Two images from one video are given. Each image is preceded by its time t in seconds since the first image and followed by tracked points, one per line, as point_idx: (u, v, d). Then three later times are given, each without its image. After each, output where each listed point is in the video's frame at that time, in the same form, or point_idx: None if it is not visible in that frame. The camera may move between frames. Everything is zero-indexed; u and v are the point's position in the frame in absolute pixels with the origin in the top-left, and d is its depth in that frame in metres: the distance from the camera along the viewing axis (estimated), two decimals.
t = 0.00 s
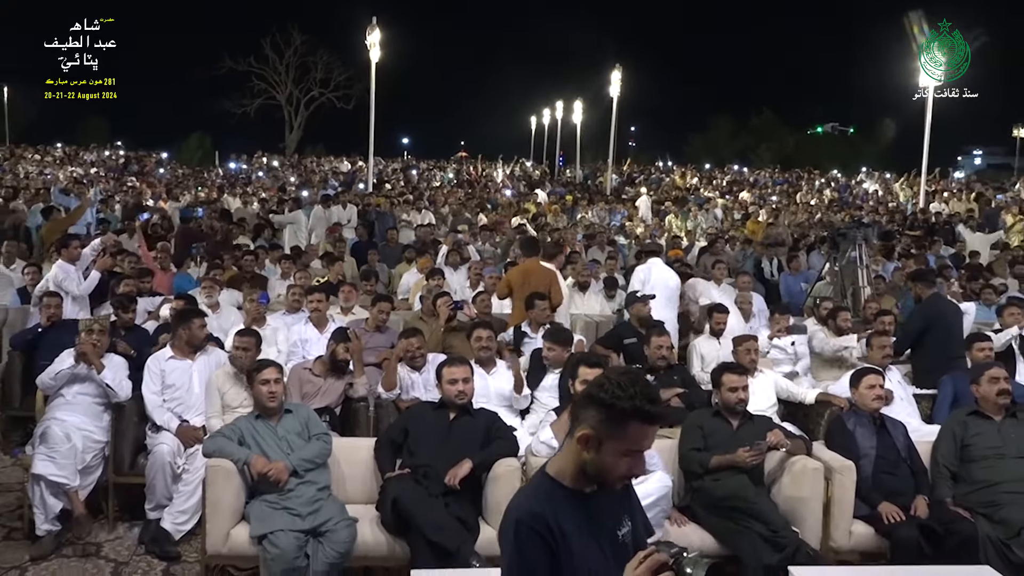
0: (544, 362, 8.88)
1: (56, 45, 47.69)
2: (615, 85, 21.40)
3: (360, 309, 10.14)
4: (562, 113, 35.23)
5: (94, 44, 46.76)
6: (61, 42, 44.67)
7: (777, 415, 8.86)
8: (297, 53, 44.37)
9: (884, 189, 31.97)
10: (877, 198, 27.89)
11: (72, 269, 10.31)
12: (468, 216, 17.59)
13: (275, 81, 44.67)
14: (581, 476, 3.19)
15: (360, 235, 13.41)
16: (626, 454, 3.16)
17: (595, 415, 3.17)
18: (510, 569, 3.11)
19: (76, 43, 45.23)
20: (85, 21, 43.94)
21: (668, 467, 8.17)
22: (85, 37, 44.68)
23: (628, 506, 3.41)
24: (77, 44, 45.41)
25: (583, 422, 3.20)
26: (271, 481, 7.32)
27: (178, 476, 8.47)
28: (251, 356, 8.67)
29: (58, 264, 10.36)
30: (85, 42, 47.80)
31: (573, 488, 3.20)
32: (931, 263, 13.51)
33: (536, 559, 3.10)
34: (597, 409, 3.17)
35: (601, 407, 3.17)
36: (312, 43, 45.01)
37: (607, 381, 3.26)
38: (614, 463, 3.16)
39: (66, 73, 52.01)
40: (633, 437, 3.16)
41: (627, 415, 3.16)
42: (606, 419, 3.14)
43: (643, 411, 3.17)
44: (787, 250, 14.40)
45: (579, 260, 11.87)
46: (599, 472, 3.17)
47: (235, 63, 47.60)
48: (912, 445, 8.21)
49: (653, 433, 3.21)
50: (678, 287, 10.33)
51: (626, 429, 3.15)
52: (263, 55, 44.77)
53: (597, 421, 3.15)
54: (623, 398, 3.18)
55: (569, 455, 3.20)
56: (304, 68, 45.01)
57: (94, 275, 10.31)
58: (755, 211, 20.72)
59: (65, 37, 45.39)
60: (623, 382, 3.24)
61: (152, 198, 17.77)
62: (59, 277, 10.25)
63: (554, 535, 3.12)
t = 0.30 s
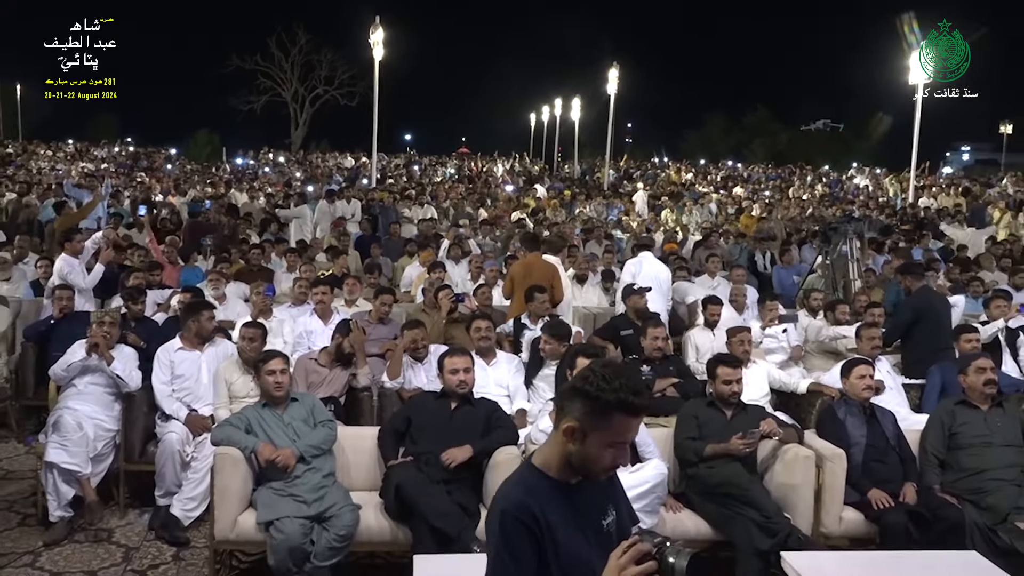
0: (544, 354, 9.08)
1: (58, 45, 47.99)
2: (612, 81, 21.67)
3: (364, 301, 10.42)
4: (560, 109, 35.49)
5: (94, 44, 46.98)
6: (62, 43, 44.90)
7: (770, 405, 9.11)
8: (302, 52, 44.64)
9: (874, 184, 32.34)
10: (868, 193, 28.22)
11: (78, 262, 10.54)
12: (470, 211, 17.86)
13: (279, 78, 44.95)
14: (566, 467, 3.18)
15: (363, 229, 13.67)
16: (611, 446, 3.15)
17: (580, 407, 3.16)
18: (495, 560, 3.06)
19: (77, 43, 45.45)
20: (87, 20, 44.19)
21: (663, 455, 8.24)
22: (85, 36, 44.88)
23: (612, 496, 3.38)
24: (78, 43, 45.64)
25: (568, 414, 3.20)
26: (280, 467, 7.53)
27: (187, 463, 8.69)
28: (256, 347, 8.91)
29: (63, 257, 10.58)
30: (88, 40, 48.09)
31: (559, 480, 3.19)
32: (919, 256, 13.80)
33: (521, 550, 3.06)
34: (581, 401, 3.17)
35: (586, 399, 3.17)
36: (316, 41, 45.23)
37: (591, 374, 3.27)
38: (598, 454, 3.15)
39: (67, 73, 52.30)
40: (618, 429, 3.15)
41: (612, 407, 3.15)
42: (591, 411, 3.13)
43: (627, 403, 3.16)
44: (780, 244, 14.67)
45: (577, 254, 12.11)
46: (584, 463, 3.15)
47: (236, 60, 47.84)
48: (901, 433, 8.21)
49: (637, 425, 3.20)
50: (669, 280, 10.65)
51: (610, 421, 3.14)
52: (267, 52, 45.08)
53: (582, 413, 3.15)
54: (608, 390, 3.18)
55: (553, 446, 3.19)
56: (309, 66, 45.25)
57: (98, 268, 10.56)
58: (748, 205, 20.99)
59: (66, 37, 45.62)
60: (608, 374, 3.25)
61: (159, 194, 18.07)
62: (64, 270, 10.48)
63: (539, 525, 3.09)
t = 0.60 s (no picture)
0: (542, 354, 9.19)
1: (58, 46, 48.06)
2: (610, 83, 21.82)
3: (362, 301, 10.54)
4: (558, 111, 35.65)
5: (94, 45, 47.06)
6: (62, 43, 44.99)
7: (765, 404, 9.19)
8: (302, 55, 44.79)
9: (868, 185, 32.54)
10: (862, 194, 28.40)
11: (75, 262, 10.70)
12: (468, 213, 18.00)
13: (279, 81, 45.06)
14: (553, 468, 3.25)
15: (363, 230, 13.80)
16: (597, 449, 3.24)
17: (568, 410, 3.25)
18: (481, 561, 3.14)
19: (77, 44, 45.53)
20: (87, 21, 44.28)
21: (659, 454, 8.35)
22: (85, 37, 44.93)
23: (598, 497, 3.47)
24: (78, 44, 45.71)
25: (556, 417, 3.28)
26: (279, 467, 7.61)
27: (188, 462, 8.77)
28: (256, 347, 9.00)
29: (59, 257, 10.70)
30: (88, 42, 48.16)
31: (545, 481, 3.26)
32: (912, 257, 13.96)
33: (508, 551, 3.14)
34: (569, 403, 3.26)
35: (574, 402, 3.25)
36: (315, 44, 45.36)
37: (580, 378, 3.36)
38: (585, 456, 3.24)
39: (66, 74, 52.44)
40: (605, 432, 3.24)
41: (599, 410, 3.24)
42: (579, 414, 3.22)
43: (614, 406, 3.26)
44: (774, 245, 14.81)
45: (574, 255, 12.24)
46: (571, 465, 3.24)
47: (236, 61, 47.96)
48: (894, 432, 8.30)
49: (624, 428, 3.30)
50: (650, 278, 10.80)
51: (598, 424, 3.23)
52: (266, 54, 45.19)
53: (570, 416, 3.23)
54: (596, 393, 3.27)
55: (541, 448, 3.27)
56: (308, 69, 45.40)
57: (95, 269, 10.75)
58: (743, 206, 21.13)
59: (65, 37, 45.67)
60: (596, 377, 3.34)
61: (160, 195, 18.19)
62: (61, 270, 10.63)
63: (525, 526, 3.17)
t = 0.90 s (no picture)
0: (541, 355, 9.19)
1: (57, 47, 48.06)
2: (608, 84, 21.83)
3: (361, 302, 10.55)
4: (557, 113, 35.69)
5: (94, 45, 47.06)
6: (61, 44, 44.96)
7: (764, 405, 9.19)
8: (301, 56, 44.82)
9: (865, 185, 32.63)
10: (859, 195, 28.45)
11: (69, 264, 10.98)
12: (467, 214, 18.02)
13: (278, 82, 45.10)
14: (542, 473, 3.25)
15: (362, 231, 13.81)
16: (587, 453, 3.24)
17: (558, 414, 3.25)
18: (470, 564, 3.15)
19: (77, 44, 45.54)
20: (87, 22, 44.26)
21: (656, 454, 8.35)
22: (85, 37, 44.92)
23: (588, 502, 3.47)
24: (78, 44, 45.72)
25: (545, 421, 3.27)
26: (278, 468, 7.60)
27: (186, 463, 8.77)
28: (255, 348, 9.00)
29: (54, 258, 10.98)
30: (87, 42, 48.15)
31: (534, 485, 3.26)
32: (911, 258, 13.99)
33: (495, 555, 3.15)
34: (559, 408, 3.25)
35: (564, 406, 3.25)
36: (315, 45, 45.37)
37: (570, 382, 3.36)
38: (574, 461, 3.23)
39: (65, 74, 52.45)
40: (595, 436, 3.24)
41: (590, 415, 3.24)
42: (569, 418, 3.22)
43: (604, 411, 3.26)
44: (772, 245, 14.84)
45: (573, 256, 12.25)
46: (560, 469, 3.24)
47: (235, 62, 47.97)
48: (892, 433, 8.29)
49: (613, 433, 3.30)
50: (644, 278, 10.83)
51: (587, 429, 3.23)
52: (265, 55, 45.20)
53: (559, 420, 3.23)
54: (586, 397, 3.27)
55: (530, 452, 3.26)
56: (307, 70, 45.43)
57: (89, 270, 11.03)
58: (742, 207, 21.16)
59: (66, 38, 45.65)
60: (586, 382, 3.34)
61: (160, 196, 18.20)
62: (56, 271, 10.91)
63: (512, 530, 3.17)
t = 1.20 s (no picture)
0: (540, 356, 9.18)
1: (57, 47, 48.06)
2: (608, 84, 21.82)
3: (360, 303, 10.54)
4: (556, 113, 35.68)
5: (94, 45, 47.05)
6: (61, 43, 44.94)
7: (763, 406, 9.19)
8: (301, 57, 44.83)
9: (864, 186, 32.65)
10: (858, 196, 28.46)
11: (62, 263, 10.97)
12: (466, 214, 18.00)
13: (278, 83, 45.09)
14: (533, 478, 3.24)
15: (361, 232, 13.81)
16: (579, 458, 3.24)
17: (550, 419, 3.25)
18: (459, 568, 3.15)
19: (77, 43, 45.52)
20: (87, 21, 44.24)
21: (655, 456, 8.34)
22: (85, 37, 44.90)
23: (580, 507, 3.46)
24: (77, 43, 45.70)
25: (537, 426, 3.27)
26: (276, 470, 7.58)
27: (185, 464, 8.75)
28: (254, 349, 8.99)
29: (47, 258, 10.98)
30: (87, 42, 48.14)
31: (525, 491, 3.25)
32: (910, 258, 13.98)
33: (485, 560, 3.15)
34: (551, 413, 3.25)
35: (555, 411, 3.25)
36: (314, 46, 45.37)
37: (562, 386, 3.36)
38: (566, 466, 3.23)
39: (65, 74, 52.43)
40: (587, 441, 3.24)
41: (582, 420, 3.24)
42: (561, 422, 3.22)
43: (597, 416, 3.25)
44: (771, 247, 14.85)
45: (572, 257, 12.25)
46: (552, 474, 3.23)
47: (235, 63, 47.97)
48: (892, 434, 8.28)
49: (607, 438, 3.30)
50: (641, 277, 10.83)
51: (580, 434, 3.23)
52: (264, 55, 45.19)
53: (551, 425, 3.23)
54: (579, 402, 3.27)
55: (521, 457, 3.26)
56: (307, 71, 45.44)
57: (83, 270, 11.03)
58: (741, 208, 21.17)
59: (65, 37, 45.63)
60: (579, 387, 3.33)
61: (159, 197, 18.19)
62: (49, 270, 10.90)
63: (503, 536, 3.16)
